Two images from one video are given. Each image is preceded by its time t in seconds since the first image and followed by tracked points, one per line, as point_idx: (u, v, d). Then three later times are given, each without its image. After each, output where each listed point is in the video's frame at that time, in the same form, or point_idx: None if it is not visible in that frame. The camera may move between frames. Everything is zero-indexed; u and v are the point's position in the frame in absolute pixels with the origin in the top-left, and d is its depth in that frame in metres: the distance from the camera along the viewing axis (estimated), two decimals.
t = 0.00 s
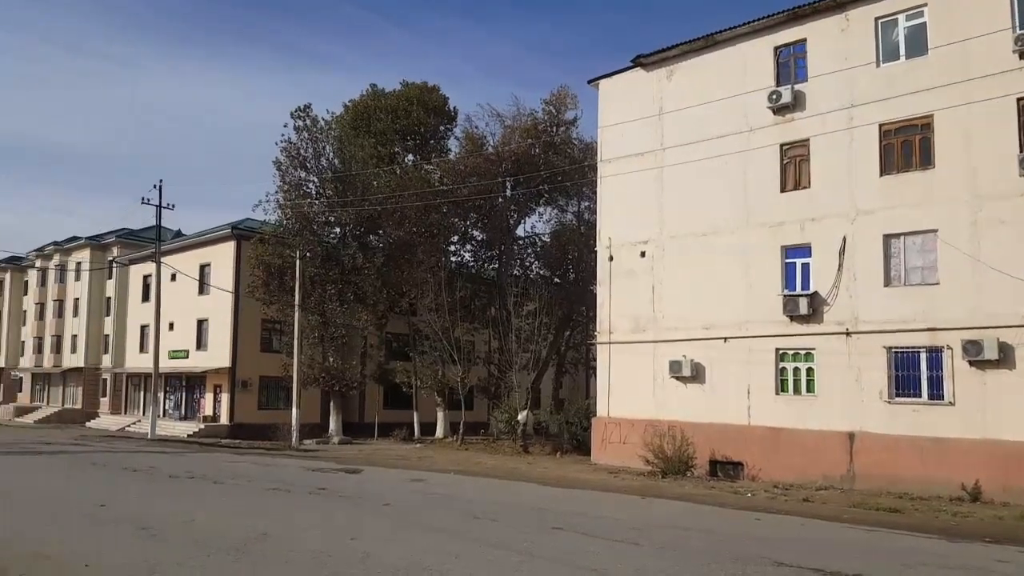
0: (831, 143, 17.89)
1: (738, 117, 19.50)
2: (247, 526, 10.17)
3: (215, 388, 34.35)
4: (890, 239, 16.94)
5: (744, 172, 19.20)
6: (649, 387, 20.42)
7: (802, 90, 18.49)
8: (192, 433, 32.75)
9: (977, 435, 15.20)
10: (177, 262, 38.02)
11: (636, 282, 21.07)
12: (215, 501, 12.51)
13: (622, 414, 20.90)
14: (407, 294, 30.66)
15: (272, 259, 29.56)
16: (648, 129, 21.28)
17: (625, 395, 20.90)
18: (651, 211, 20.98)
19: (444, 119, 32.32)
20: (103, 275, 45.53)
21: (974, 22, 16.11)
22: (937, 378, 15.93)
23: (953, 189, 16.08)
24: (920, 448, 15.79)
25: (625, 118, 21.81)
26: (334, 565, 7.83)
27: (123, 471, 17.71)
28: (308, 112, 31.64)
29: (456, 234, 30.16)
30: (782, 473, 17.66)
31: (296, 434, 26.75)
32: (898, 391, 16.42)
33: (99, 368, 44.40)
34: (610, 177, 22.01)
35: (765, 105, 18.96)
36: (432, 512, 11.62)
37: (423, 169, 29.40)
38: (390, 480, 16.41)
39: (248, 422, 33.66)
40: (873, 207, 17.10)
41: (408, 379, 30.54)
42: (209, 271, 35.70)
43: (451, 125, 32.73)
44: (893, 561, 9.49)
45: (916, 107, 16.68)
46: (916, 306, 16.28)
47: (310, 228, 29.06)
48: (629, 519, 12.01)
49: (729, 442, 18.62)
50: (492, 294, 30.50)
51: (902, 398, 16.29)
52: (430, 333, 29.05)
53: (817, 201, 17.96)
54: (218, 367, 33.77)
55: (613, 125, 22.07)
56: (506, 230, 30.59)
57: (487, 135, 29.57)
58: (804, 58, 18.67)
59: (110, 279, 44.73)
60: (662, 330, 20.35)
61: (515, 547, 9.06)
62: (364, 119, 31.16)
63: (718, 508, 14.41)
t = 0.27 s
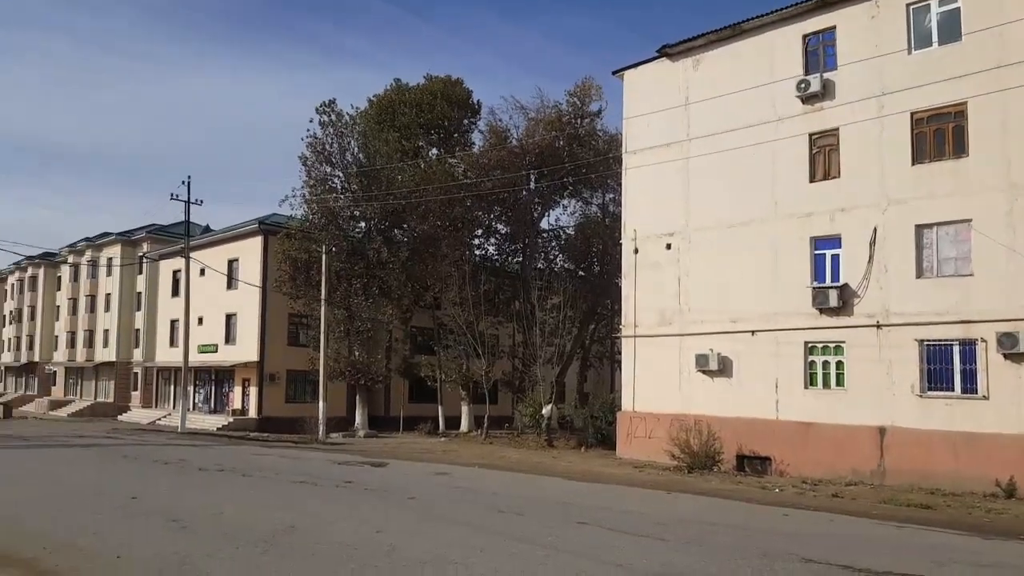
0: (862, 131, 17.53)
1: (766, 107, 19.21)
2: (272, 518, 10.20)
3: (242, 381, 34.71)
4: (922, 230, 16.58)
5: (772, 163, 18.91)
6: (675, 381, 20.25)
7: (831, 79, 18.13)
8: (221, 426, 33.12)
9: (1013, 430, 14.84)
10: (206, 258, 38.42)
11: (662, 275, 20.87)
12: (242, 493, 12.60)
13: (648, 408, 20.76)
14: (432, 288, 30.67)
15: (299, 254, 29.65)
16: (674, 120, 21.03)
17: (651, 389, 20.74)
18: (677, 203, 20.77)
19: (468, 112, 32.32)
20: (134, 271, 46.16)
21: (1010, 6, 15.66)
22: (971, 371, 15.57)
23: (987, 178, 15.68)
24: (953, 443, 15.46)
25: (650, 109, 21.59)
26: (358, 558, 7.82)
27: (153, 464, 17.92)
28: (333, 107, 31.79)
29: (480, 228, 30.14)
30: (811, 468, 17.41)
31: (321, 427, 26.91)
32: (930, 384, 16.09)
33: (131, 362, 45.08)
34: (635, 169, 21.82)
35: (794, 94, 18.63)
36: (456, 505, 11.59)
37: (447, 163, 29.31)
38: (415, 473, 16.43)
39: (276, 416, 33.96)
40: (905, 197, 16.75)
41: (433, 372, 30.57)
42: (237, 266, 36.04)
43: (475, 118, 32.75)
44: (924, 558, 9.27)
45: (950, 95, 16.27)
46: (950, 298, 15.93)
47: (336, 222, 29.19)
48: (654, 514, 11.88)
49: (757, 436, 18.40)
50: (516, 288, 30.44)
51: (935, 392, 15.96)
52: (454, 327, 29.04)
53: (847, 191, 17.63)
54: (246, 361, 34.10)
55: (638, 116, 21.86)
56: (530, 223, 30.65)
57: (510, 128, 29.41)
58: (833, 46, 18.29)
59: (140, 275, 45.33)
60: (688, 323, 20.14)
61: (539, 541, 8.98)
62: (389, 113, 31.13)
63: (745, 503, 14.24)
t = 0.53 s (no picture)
0: (888, 124, 17.24)
1: (789, 101, 18.96)
2: (294, 517, 10.21)
3: (265, 381, 34.94)
4: (950, 224, 16.27)
5: (796, 158, 18.67)
6: (698, 379, 20.06)
7: (856, 71, 17.85)
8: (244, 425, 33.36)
9: None
10: (229, 259, 38.72)
11: (684, 272, 20.69)
12: (266, 492, 12.64)
13: (670, 407, 20.59)
14: (452, 287, 30.68)
15: (321, 255, 29.74)
16: (697, 115, 20.84)
17: (673, 388, 20.57)
18: (699, 199, 20.57)
19: (488, 110, 32.21)
20: (159, 272, 46.64)
21: None
22: (1000, 368, 15.24)
23: (1017, 171, 15.35)
24: (981, 441, 15.13)
25: (672, 105, 21.40)
26: (380, 557, 7.78)
27: (178, 463, 18.07)
28: (355, 107, 31.88)
29: (500, 227, 30.07)
30: (836, 468, 17.15)
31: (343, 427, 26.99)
32: (959, 381, 15.78)
33: (156, 362, 45.57)
34: (657, 166, 21.65)
35: (818, 87, 18.38)
36: (477, 504, 11.52)
37: (468, 162, 29.27)
38: (437, 472, 16.40)
39: (298, 415, 34.14)
40: (932, 191, 16.45)
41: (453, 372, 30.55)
42: (260, 266, 36.28)
43: (496, 116, 32.63)
44: (952, 558, 9.07)
45: (978, 86, 15.95)
46: (978, 293, 15.60)
47: (358, 222, 29.13)
48: (677, 513, 11.74)
49: (781, 435, 18.17)
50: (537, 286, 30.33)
51: (964, 390, 15.65)
52: (475, 326, 29.03)
53: (873, 186, 17.36)
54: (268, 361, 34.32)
55: (660, 112, 21.68)
56: (551, 221, 30.44)
57: (531, 126, 29.37)
58: (858, 38, 18.01)
59: (165, 276, 45.80)
60: (711, 321, 19.94)
61: (560, 540, 8.89)
62: (410, 112, 31.17)
63: (769, 502, 14.04)
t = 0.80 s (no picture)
0: (909, 119, 17.01)
1: (809, 96, 18.77)
2: (313, 515, 10.23)
3: (284, 380, 35.17)
4: (973, 220, 16.02)
5: (815, 153, 18.47)
6: (717, 377, 19.93)
7: (877, 65, 17.61)
8: (264, 425, 33.58)
9: None
10: (249, 259, 38.98)
11: (702, 270, 20.55)
12: (285, 491, 12.69)
13: (689, 405, 20.48)
14: (469, 286, 30.71)
15: (338, 255, 29.87)
16: (714, 112, 20.68)
17: (692, 386, 20.45)
18: (717, 196, 20.42)
19: (504, 109, 32.19)
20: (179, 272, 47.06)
21: None
22: None
23: None
24: (1006, 439, 14.89)
25: (690, 101, 21.25)
26: (398, 555, 7.77)
27: (199, 462, 18.19)
28: (371, 107, 31.97)
29: (516, 225, 30.03)
30: (857, 466, 16.98)
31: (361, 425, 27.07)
32: (983, 379, 15.54)
33: (177, 362, 46.01)
34: (674, 163, 21.52)
35: (838, 82, 18.16)
36: (494, 503, 11.50)
37: (484, 160, 29.26)
38: (455, 470, 16.39)
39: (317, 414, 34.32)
40: (955, 186, 16.22)
41: (470, 370, 30.57)
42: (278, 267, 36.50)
43: (512, 114, 32.60)
44: (976, 558, 8.91)
45: (1002, 79, 15.68)
46: (1002, 289, 15.35)
47: (374, 222, 29.24)
48: (696, 512, 11.65)
49: (801, 433, 18.00)
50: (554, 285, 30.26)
51: (988, 387, 15.41)
52: (491, 325, 29.04)
53: (894, 181, 17.13)
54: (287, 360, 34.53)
55: (678, 109, 21.54)
56: (567, 220, 30.36)
57: (547, 124, 29.31)
58: (878, 32, 17.77)
59: (185, 277, 46.22)
60: (730, 318, 19.79)
61: (579, 539, 8.84)
62: (426, 112, 31.22)
63: (788, 501, 13.92)
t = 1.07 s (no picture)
0: (933, 113, 16.76)
1: (829, 91, 18.55)
2: (333, 514, 10.24)
3: (305, 380, 35.38)
4: (999, 214, 15.75)
5: (837, 149, 18.25)
6: (738, 376, 19.76)
7: (899, 59, 17.36)
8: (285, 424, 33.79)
9: None
10: (269, 260, 39.25)
11: (723, 267, 20.39)
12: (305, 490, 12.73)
13: (710, 404, 20.33)
14: (488, 285, 30.70)
15: (357, 256, 29.96)
16: (733, 108, 20.51)
17: (713, 384, 20.30)
18: (737, 193, 20.25)
19: (522, 108, 32.15)
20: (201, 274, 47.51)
21: None
22: None
23: None
24: None
25: (709, 98, 21.09)
26: (419, 554, 7.75)
27: (222, 462, 18.33)
28: (389, 108, 32.05)
29: (535, 224, 29.96)
30: (882, 465, 16.75)
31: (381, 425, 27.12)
32: (1010, 376, 15.28)
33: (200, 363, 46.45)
34: (693, 160, 21.37)
35: (859, 77, 17.92)
36: (514, 502, 11.46)
37: (502, 160, 29.23)
38: (475, 470, 16.38)
39: (337, 414, 34.47)
40: (980, 180, 15.96)
41: (489, 370, 30.57)
42: (299, 267, 36.72)
43: (529, 113, 32.56)
44: (1004, 558, 8.76)
45: None
46: None
47: (393, 222, 29.32)
48: (717, 511, 11.54)
49: (825, 432, 17.80)
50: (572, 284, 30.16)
51: (1016, 384, 15.14)
52: (510, 324, 29.01)
53: (917, 176, 16.88)
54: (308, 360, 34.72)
55: (696, 106, 21.39)
56: (586, 218, 30.25)
57: (564, 122, 29.25)
58: (901, 25, 17.51)
59: (207, 278, 46.63)
60: (751, 316, 19.63)
61: (600, 539, 8.77)
62: (444, 112, 31.27)
63: (812, 500, 13.76)
